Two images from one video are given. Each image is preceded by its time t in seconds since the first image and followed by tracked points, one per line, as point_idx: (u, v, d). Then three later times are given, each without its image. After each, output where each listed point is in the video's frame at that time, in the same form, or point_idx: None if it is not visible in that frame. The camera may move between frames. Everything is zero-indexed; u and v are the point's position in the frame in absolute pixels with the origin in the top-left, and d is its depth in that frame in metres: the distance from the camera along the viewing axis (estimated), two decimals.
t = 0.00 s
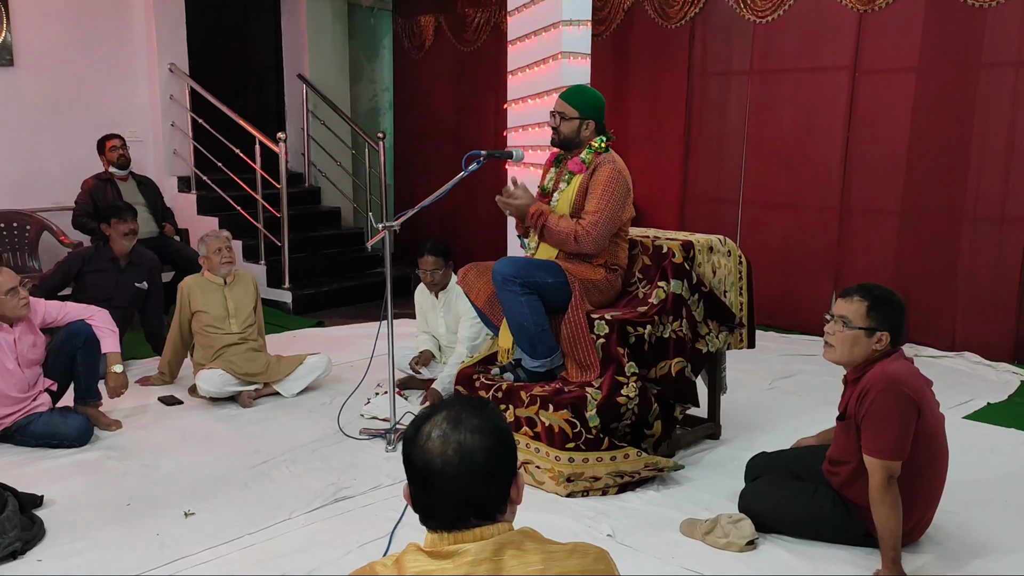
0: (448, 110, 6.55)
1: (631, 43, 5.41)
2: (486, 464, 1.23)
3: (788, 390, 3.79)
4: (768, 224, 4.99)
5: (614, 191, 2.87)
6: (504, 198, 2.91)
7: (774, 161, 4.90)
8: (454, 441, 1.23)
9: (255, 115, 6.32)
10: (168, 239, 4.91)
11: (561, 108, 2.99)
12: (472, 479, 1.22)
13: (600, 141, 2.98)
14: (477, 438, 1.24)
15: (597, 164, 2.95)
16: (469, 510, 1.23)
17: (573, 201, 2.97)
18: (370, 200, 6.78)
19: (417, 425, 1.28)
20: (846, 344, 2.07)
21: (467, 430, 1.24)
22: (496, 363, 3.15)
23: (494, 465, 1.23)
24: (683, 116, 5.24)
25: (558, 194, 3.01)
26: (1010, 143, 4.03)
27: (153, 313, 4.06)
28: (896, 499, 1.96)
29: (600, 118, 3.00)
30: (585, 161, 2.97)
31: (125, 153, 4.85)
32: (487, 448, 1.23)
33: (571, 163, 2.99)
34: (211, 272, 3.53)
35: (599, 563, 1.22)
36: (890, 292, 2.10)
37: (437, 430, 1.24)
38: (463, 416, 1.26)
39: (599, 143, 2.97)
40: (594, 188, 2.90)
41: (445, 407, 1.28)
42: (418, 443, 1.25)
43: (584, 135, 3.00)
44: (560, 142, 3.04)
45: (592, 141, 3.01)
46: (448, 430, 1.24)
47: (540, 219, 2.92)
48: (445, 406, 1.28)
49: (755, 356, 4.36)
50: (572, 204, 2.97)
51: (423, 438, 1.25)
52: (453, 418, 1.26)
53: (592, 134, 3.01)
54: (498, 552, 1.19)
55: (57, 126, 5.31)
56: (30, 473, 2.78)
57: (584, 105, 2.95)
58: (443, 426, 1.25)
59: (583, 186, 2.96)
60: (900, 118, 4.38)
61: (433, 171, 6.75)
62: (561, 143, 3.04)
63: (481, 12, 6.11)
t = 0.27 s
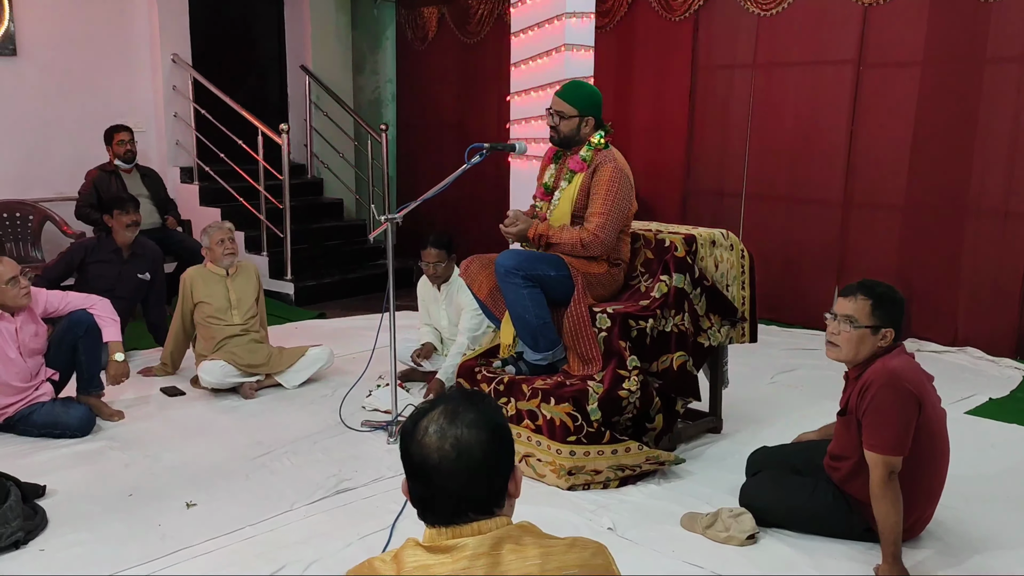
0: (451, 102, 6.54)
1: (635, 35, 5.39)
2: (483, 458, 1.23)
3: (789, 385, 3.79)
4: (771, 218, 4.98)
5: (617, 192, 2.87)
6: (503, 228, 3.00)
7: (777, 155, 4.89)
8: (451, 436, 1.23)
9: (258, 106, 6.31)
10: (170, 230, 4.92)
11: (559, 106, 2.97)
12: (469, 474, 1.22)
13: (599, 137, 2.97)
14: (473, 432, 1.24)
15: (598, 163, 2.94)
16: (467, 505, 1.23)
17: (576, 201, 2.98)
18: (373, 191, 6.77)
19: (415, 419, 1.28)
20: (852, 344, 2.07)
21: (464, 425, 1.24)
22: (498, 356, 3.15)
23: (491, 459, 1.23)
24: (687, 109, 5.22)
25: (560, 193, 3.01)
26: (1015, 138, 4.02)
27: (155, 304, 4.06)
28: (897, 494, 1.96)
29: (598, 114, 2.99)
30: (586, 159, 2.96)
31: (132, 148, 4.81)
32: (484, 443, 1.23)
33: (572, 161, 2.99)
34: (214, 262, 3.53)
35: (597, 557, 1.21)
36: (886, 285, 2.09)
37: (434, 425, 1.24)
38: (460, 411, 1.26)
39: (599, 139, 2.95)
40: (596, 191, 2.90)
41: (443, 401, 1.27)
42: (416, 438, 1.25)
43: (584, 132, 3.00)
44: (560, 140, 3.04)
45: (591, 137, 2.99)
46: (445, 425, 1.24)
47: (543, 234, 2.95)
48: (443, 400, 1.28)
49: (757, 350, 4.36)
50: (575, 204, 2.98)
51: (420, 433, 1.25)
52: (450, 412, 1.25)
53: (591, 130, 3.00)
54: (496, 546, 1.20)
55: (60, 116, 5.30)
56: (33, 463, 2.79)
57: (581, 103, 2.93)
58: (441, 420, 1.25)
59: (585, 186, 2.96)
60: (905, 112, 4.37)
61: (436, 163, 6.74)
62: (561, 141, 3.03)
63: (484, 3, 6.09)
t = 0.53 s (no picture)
0: (453, 97, 6.53)
1: (638, 30, 5.38)
2: (479, 458, 1.23)
3: (791, 381, 3.79)
4: (773, 214, 4.98)
5: (613, 191, 2.86)
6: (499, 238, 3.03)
7: (781, 151, 4.88)
8: (447, 437, 1.23)
9: (260, 100, 6.30)
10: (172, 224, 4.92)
11: (555, 105, 2.97)
12: (466, 474, 1.22)
13: (597, 136, 2.96)
14: (469, 432, 1.23)
15: (596, 161, 2.93)
16: (464, 504, 1.24)
17: (573, 200, 2.97)
18: (375, 185, 6.77)
19: (410, 418, 1.28)
20: (852, 344, 2.06)
21: (459, 425, 1.24)
22: (500, 352, 3.15)
23: (487, 459, 1.23)
24: (690, 105, 5.21)
25: (557, 193, 3.00)
26: (1019, 136, 4.01)
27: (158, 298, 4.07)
28: (897, 491, 1.97)
29: (595, 112, 2.99)
30: (584, 158, 2.95)
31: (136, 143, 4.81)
32: (480, 443, 1.23)
33: (570, 161, 2.97)
34: (217, 257, 3.53)
35: (595, 554, 1.22)
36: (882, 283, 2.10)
37: (430, 426, 1.24)
38: (456, 410, 1.25)
39: (596, 138, 2.95)
40: (591, 190, 2.89)
41: (437, 400, 1.27)
42: (411, 439, 1.25)
43: (581, 132, 3.00)
44: (557, 140, 3.03)
45: (587, 136, 2.99)
46: (441, 425, 1.24)
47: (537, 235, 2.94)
48: (437, 399, 1.28)
49: (759, 347, 4.36)
50: (572, 204, 2.97)
51: (416, 434, 1.25)
52: (446, 412, 1.25)
53: (588, 129, 3.00)
54: (494, 543, 1.20)
55: (62, 110, 5.30)
56: (35, 456, 2.80)
57: (576, 102, 2.93)
58: (436, 420, 1.25)
59: (582, 185, 2.95)
60: (908, 109, 4.36)
61: (439, 158, 6.74)
62: (558, 141, 3.02)
63: None
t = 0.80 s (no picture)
0: (456, 95, 6.53)
1: (641, 29, 5.38)
2: (477, 464, 1.22)
3: (793, 381, 3.79)
4: (776, 214, 4.98)
5: (612, 190, 2.86)
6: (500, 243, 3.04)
7: (784, 151, 4.88)
8: (444, 444, 1.22)
9: (263, 98, 6.30)
10: (175, 222, 4.93)
11: (552, 108, 2.96)
12: (464, 480, 1.22)
13: (596, 136, 2.96)
14: (466, 438, 1.23)
15: (594, 162, 2.92)
16: (463, 510, 1.23)
17: (572, 201, 2.96)
18: (378, 184, 6.77)
19: (406, 424, 1.27)
20: (848, 342, 2.07)
21: (456, 431, 1.23)
22: (502, 351, 3.15)
23: (485, 464, 1.23)
24: (693, 104, 5.21)
25: (557, 195, 3.00)
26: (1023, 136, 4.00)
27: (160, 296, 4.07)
28: (899, 492, 1.97)
29: (593, 113, 2.99)
30: (582, 159, 2.94)
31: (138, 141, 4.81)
32: (477, 448, 1.23)
33: (569, 162, 2.97)
34: (220, 255, 3.53)
35: (599, 555, 1.23)
36: (882, 283, 2.09)
37: (426, 433, 1.23)
38: (452, 415, 1.24)
39: (594, 139, 2.94)
40: (590, 191, 2.89)
41: (433, 404, 1.26)
42: (408, 446, 1.24)
43: (579, 134, 2.99)
44: (555, 142, 3.02)
45: (586, 138, 2.98)
46: (437, 431, 1.23)
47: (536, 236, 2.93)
48: (433, 403, 1.27)
49: (761, 346, 4.35)
50: (572, 205, 2.97)
51: (412, 440, 1.24)
52: (442, 417, 1.24)
53: (587, 130, 3.00)
54: (495, 545, 1.21)
55: (65, 107, 5.30)
56: (38, 453, 2.80)
57: (573, 103, 2.92)
58: (432, 426, 1.24)
59: (581, 186, 2.95)
60: (911, 108, 4.35)
61: (441, 156, 6.74)
62: (556, 143, 3.02)
63: None
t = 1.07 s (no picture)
0: (458, 97, 6.54)
1: (644, 32, 5.38)
2: (482, 467, 1.22)
3: (795, 384, 3.79)
4: (778, 216, 4.97)
5: (614, 192, 2.86)
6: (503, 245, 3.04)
7: (786, 154, 4.88)
8: (449, 448, 1.21)
9: (265, 99, 6.30)
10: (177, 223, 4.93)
11: (554, 110, 2.96)
12: (469, 484, 1.21)
13: (597, 138, 2.95)
14: (470, 441, 1.22)
15: (596, 164, 2.92)
16: (469, 514, 1.23)
17: (575, 203, 2.96)
18: (380, 185, 6.77)
19: (407, 426, 1.25)
20: (843, 342, 2.08)
21: (460, 435, 1.22)
22: (504, 353, 3.15)
23: (490, 467, 1.22)
24: (695, 107, 5.21)
25: (559, 197, 3.00)
26: None
27: (163, 297, 4.07)
28: (901, 496, 1.96)
29: (596, 115, 2.98)
30: (584, 161, 2.94)
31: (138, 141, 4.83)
32: (482, 451, 1.22)
33: (570, 165, 2.97)
34: (223, 257, 3.53)
35: (603, 554, 1.24)
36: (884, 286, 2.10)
37: (430, 437, 1.22)
38: (455, 417, 1.23)
39: (596, 141, 2.94)
40: (593, 193, 2.89)
41: (434, 406, 1.24)
42: (412, 451, 1.23)
43: (582, 136, 2.99)
44: (557, 145, 3.02)
45: (588, 140, 2.98)
46: (441, 435, 1.22)
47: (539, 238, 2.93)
48: (434, 404, 1.25)
49: (764, 349, 4.35)
50: (574, 207, 2.96)
51: (416, 445, 1.23)
52: (444, 420, 1.23)
53: (588, 133, 3.00)
54: (497, 549, 1.22)
55: (68, 108, 5.30)
56: (39, 454, 2.80)
57: (575, 106, 2.92)
58: (435, 431, 1.22)
59: (584, 188, 2.95)
60: (914, 112, 4.35)
61: (444, 158, 6.74)
62: (558, 146, 3.02)
63: None
